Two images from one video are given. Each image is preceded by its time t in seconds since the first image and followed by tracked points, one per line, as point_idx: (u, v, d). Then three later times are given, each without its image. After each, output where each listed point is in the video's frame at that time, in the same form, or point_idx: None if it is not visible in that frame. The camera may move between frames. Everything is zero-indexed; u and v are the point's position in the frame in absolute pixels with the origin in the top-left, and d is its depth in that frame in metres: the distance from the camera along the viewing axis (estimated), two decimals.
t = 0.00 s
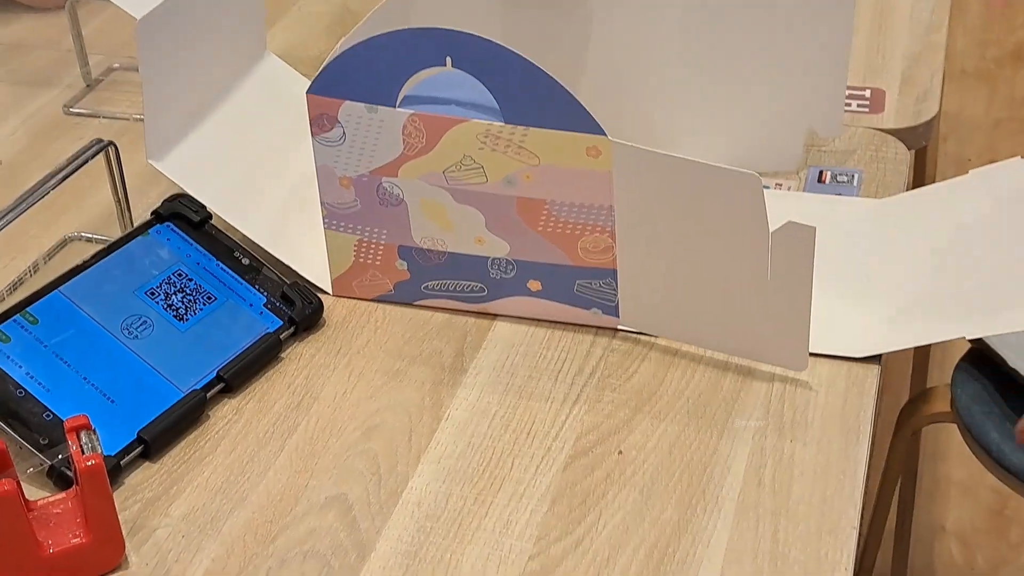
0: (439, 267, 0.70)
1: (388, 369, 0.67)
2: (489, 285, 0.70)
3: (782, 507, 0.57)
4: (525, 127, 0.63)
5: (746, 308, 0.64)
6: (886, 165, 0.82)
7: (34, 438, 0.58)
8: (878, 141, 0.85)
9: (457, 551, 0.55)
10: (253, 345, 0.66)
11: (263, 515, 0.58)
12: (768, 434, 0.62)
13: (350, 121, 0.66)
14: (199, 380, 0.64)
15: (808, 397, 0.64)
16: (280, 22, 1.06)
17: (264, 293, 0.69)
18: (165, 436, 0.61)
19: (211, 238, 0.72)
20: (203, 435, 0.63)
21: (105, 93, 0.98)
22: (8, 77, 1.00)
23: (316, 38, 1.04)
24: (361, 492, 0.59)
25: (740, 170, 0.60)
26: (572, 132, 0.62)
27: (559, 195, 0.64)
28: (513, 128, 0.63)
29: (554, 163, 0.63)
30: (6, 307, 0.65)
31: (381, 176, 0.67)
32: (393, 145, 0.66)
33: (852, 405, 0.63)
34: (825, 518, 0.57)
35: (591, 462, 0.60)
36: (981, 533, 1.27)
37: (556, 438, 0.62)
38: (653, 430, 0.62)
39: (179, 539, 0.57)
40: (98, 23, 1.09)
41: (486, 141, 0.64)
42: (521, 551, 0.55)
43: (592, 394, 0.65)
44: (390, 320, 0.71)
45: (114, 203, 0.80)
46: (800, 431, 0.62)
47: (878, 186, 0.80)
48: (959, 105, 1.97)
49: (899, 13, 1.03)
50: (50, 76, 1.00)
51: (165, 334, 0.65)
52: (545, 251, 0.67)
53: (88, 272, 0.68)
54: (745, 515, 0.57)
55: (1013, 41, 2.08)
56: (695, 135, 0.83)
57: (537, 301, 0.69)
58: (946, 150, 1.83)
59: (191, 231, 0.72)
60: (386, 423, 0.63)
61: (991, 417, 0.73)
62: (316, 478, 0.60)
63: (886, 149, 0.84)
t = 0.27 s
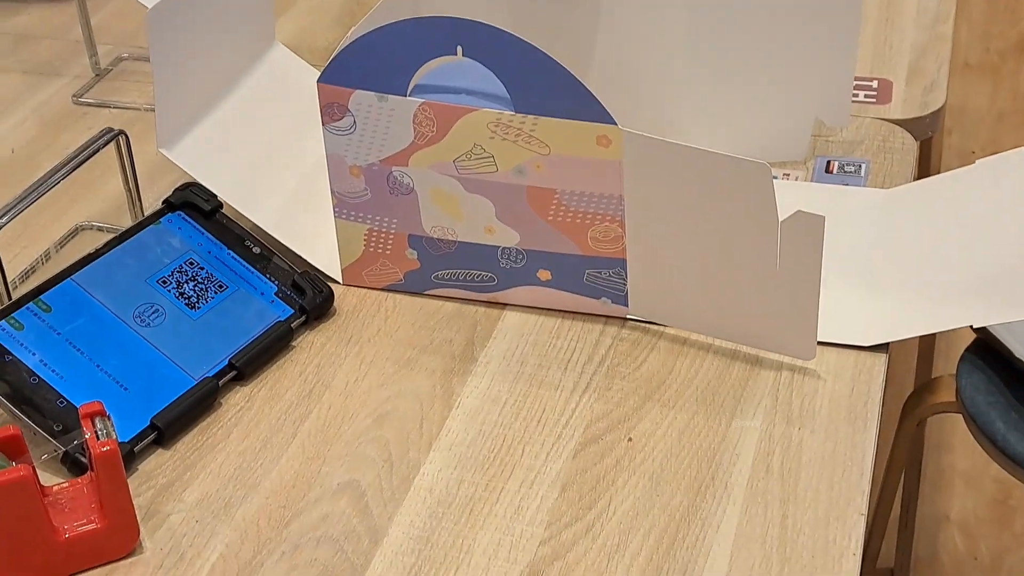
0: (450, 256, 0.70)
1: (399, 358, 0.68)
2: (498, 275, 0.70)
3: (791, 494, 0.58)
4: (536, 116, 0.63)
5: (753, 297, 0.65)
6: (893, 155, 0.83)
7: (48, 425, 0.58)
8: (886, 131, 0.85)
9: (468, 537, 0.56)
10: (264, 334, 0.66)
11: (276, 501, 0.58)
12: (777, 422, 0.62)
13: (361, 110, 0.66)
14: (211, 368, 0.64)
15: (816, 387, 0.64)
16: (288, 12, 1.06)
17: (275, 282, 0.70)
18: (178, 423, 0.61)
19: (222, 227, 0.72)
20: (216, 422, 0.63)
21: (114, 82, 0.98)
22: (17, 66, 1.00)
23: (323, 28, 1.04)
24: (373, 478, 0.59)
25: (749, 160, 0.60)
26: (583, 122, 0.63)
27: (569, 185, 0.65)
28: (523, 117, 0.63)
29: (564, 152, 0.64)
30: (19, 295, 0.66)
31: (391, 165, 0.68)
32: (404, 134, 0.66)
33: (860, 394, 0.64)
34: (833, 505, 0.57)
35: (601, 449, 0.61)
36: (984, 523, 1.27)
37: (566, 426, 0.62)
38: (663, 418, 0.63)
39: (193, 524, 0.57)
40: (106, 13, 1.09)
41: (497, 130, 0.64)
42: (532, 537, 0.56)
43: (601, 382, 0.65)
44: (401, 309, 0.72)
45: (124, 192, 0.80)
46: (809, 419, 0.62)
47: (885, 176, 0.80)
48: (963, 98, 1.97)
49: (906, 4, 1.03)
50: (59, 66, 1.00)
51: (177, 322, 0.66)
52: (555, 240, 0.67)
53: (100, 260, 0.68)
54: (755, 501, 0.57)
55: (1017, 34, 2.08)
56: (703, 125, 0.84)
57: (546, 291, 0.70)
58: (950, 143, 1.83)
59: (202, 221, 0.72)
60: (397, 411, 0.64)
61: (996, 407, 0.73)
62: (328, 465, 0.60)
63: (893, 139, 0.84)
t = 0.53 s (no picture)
0: (460, 247, 0.70)
1: (410, 348, 0.68)
2: (509, 265, 0.70)
3: (803, 484, 0.58)
4: (547, 106, 0.63)
5: (765, 288, 0.64)
6: (902, 147, 0.82)
7: (60, 414, 0.58)
8: (895, 123, 0.85)
9: (480, 527, 0.56)
10: (275, 324, 0.67)
11: (287, 491, 0.58)
12: (789, 413, 0.62)
13: (372, 101, 0.66)
14: (222, 358, 0.64)
15: (827, 377, 0.64)
16: (295, 4, 1.06)
17: (286, 273, 0.70)
18: (190, 413, 0.61)
19: (233, 218, 0.72)
20: (227, 412, 0.63)
21: (123, 74, 0.98)
22: (25, 57, 1.00)
23: (331, 20, 1.04)
24: (385, 469, 0.59)
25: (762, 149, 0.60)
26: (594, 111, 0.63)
27: (580, 175, 0.65)
28: (535, 107, 0.64)
29: (575, 142, 0.64)
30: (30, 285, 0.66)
31: (403, 155, 0.68)
32: (414, 125, 0.66)
33: (871, 384, 0.64)
34: (845, 495, 0.57)
35: (612, 440, 0.61)
36: (989, 515, 1.27)
37: (577, 416, 0.62)
38: (674, 408, 0.63)
39: (205, 514, 0.57)
40: (113, 4, 1.09)
41: (508, 120, 0.64)
42: (544, 526, 0.56)
43: (612, 372, 0.65)
44: (411, 300, 0.72)
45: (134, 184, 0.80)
46: (820, 410, 0.62)
47: (895, 168, 0.80)
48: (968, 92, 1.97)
49: None
50: (67, 58, 1.00)
51: (188, 312, 0.66)
52: (566, 230, 0.67)
53: (111, 250, 0.68)
54: (767, 491, 0.57)
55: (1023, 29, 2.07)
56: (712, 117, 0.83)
57: (557, 282, 0.70)
58: (955, 137, 1.83)
59: (213, 211, 0.73)
60: (408, 401, 0.64)
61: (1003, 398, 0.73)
62: (339, 455, 0.60)
63: (903, 131, 0.84)
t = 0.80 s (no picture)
0: (465, 242, 0.70)
1: (413, 343, 0.67)
2: (514, 260, 0.70)
3: (809, 480, 0.57)
4: (553, 99, 0.63)
5: (773, 284, 0.64)
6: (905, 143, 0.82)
7: (62, 410, 0.58)
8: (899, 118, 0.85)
9: (485, 522, 0.56)
10: (279, 318, 0.66)
11: (291, 487, 0.58)
12: (795, 408, 0.62)
13: (376, 94, 0.66)
14: (225, 353, 0.64)
15: (834, 372, 0.64)
16: None
17: (289, 267, 0.70)
18: (193, 409, 0.61)
19: (235, 212, 0.72)
20: (230, 408, 0.63)
21: (125, 68, 0.98)
22: (27, 52, 1.00)
23: (333, 15, 1.03)
24: (389, 464, 0.59)
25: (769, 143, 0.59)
26: (601, 105, 0.62)
27: (586, 169, 0.64)
28: (541, 100, 0.63)
29: (581, 136, 0.63)
30: (31, 279, 0.65)
31: (407, 149, 0.67)
32: (419, 118, 0.66)
33: (877, 379, 0.63)
34: (852, 491, 0.57)
35: (618, 435, 0.60)
36: (993, 511, 1.27)
37: (583, 411, 0.62)
38: (680, 403, 0.62)
39: (208, 509, 0.57)
40: None
41: (514, 114, 0.64)
42: (549, 522, 0.56)
43: (617, 367, 0.65)
44: (415, 296, 0.71)
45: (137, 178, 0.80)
46: (826, 405, 0.62)
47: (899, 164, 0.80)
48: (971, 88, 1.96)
49: None
50: (69, 52, 1.00)
51: (190, 307, 0.66)
52: (571, 225, 0.67)
53: (113, 245, 0.68)
54: (773, 487, 0.57)
55: None
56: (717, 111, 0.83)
57: (562, 276, 0.70)
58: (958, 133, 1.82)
59: (216, 206, 0.72)
60: (412, 396, 0.63)
61: (1007, 395, 0.73)
62: (343, 451, 0.60)
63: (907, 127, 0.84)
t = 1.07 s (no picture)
0: (461, 242, 0.70)
1: (411, 340, 0.67)
2: (511, 260, 0.70)
3: (806, 477, 0.57)
4: (545, 109, 0.62)
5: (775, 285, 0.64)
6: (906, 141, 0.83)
7: (60, 406, 0.58)
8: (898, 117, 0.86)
9: (482, 519, 0.56)
10: (277, 314, 0.66)
11: (288, 483, 0.58)
12: (792, 405, 0.62)
13: (375, 94, 0.65)
14: (223, 350, 0.64)
15: (831, 369, 0.64)
16: None
17: (287, 264, 0.70)
18: (190, 405, 0.61)
19: (233, 209, 0.72)
20: (228, 405, 0.63)
21: (123, 64, 0.98)
22: (25, 48, 1.00)
23: (331, 13, 1.04)
24: (386, 461, 0.59)
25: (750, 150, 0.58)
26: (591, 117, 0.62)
27: (579, 177, 0.64)
28: (532, 110, 0.62)
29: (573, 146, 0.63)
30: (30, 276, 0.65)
31: (404, 150, 0.67)
32: (415, 121, 0.65)
33: (875, 376, 0.63)
34: (849, 488, 0.57)
35: (615, 432, 0.60)
36: (991, 507, 1.27)
37: (580, 408, 0.62)
38: (677, 400, 0.62)
39: (206, 506, 0.57)
40: None
41: (505, 122, 0.63)
42: (546, 519, 0.56)
43: (615, 364, 0.65)
44: (412, 293, 0.71)
45: (135, 174, 0.80)
46: (824, 402, 0.62)
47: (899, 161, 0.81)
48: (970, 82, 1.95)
49: None
50: (67, 48, 1.00)
51: (188, 303, 0.66)
52: (566, 229, 0.67)
53: (111, 241, 0.68)
54: (770, 484, 0.57)
55: None
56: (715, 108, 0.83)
57: (560, 276, 0.70)
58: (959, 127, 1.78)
59: (213, 201, 0.72)
60: (410, 393, 0.63)
61: (1007, 392, 0.73)
62: (341, 447, 0.60)
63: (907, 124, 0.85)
